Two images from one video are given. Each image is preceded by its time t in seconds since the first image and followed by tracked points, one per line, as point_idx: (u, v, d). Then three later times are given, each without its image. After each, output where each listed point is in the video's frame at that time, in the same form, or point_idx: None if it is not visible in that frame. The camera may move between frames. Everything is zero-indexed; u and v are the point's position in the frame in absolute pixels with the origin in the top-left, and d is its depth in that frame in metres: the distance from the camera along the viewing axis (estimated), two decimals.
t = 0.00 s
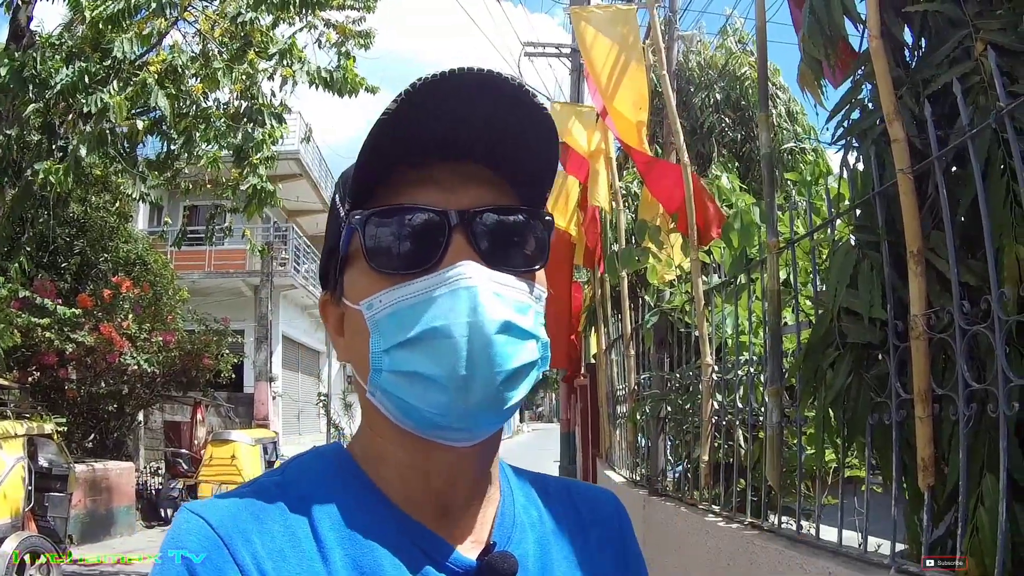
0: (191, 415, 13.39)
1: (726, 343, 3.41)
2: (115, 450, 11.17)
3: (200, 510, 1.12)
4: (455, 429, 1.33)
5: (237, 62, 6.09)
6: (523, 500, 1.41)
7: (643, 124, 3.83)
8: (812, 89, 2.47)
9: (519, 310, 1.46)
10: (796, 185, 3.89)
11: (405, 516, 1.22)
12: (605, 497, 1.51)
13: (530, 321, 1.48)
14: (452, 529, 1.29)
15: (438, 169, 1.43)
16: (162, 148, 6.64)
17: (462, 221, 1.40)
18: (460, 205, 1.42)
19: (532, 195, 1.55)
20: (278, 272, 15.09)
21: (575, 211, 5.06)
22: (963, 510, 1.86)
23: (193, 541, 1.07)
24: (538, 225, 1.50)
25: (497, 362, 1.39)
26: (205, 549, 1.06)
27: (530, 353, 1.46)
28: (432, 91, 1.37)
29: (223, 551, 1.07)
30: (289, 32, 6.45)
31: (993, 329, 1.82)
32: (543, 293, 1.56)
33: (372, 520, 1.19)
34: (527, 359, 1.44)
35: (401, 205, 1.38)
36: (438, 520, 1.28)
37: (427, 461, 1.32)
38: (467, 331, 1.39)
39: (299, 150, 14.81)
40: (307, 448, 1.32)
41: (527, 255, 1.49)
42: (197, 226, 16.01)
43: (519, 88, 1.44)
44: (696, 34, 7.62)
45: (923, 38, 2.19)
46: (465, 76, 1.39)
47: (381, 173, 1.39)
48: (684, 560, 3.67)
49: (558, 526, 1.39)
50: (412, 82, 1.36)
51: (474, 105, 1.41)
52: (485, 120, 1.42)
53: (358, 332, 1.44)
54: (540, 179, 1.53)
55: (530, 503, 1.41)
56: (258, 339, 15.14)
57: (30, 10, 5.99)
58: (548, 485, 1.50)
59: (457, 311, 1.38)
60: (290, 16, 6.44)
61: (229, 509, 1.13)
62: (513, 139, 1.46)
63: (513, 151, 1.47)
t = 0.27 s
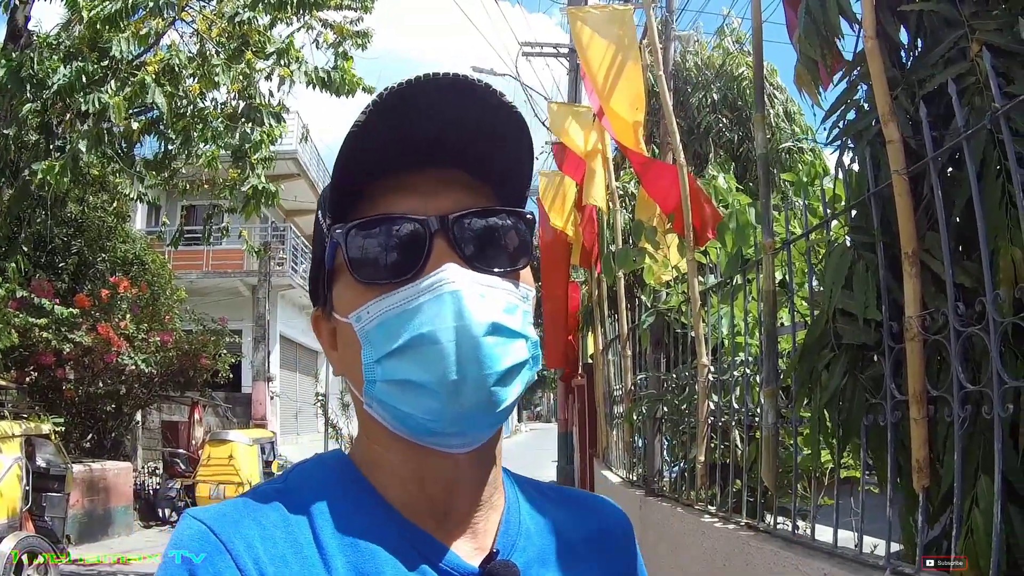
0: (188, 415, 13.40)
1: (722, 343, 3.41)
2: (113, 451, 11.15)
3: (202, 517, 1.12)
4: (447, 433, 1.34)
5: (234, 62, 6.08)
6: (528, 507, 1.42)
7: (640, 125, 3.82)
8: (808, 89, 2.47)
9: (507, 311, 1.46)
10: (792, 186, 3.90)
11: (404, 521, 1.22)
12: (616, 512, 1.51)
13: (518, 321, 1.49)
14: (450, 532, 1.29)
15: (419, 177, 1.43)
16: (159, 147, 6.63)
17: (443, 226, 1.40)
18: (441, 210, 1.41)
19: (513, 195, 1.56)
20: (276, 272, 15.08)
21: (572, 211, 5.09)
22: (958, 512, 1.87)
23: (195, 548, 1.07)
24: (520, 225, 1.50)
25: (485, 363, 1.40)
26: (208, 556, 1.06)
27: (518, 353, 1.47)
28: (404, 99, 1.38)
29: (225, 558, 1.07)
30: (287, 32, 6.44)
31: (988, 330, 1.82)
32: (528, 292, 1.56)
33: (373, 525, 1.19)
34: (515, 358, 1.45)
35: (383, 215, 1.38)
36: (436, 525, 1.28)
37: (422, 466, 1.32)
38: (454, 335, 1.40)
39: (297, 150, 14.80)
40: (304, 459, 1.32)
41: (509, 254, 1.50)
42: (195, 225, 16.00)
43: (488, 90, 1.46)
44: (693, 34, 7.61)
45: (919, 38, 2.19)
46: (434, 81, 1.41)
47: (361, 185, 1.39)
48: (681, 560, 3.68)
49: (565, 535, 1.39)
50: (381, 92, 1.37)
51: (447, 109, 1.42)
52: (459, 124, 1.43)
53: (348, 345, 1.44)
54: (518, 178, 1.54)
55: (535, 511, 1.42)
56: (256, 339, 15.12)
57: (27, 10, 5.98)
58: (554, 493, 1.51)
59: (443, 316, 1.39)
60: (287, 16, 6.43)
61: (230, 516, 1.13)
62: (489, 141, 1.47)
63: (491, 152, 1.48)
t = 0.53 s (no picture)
0: (186, 415, 13.40)
1: (719, 344, 3.42)
2: (111, 450, 11.14)
3: (222, 515, 1.10)
4: (469, 441, 1.35)
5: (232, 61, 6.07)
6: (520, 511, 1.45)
7: (638, 125, 3.83)
8: (807, 89, 2.47)
9: (528, 324, 1.48)
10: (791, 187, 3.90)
11: (420, 526, 1.23)
12: (601, 530, 1.50)
13: (538, 335, 1.50)
14: (463, 538, 1.30)
15: (446, 190, 1.43)
16: (157, 147, 6.62)
17: (469, 239, 1.41)
18: (466, 223, 1.42)
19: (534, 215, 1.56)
20: (274, 272, 15.07)
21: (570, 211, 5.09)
22: (956, 514, 1.87)
23: (219, 547, 1.05)
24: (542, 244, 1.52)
25: (508, 374, 1.41)
26: (232, 556, 1.05)
27: (538, 365, 1.48)
28: (439, 113, 1.37)
29: (250, 558, 1.06)
30: (285, 33, 6.44)
31: (986, 332, 1.82)
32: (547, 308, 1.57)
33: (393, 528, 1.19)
34: (537, 370, 1.46)
35: (410, 224, 1.38)
36: (449, 529, 1.29)
37: (438, 471, 1.32)
38: (479, 345, 1.41)
39: (295, 150, 14.79)
40: (319, 458, 1.31)
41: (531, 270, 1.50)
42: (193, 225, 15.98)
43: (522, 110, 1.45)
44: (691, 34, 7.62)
45: (916, 39, 2.19)
46: (471, 98, 1.40)
47: (389, 195, 1.38)
48: (678, 560, 3.68)
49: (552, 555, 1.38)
50: (419, 103, 1.37)
51: (480, 126, 1.42)
52: (490, 141, 1.43)
53: (368, 350, 1.43)
54: (543, 200, 1.54)
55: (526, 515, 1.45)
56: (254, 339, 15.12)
57: (25, 10, 5.98)
58: (540, 499, 1.54)
59: (469, 326, 1.39)
60: (286, 17, 6.43)
61: (250, 514, 1.11)
62: (518, 162, 1.47)
63: (519, 172, 1.48)
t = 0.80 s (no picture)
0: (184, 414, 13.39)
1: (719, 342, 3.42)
2: (109, 449, 11.12)
3: (214, 514, 1.11)
4: (470, 439, 1.34)
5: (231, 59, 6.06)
6: (519, 506, 1.44)
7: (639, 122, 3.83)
8: (807, 84, 2.47)
9: (530, 322, 1.47)
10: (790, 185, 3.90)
11: (416, 523, 1.22)
12: (596, 516, 1.51)
13: (539, 334, 1.50)
14: (460, 535, 1.30)
15: (450, 186, 1.43)
16: (155, 146, 6.61)
17: (472, 237, 1.41)
18: (470, 221, 1.42)
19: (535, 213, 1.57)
20: (272, 271, 15.06)
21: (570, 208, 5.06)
22: (959, 513, 1.87)
23: (210, 545, 1.05)
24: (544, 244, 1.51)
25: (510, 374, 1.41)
26: (224, 553, 1.05)
27: (539, 364, 1.48)
28: (444, 112, 1.36)
29: (242, 555, 1.06)
30: (283, 31, 6.43)
31: (988, 328, 1.82)
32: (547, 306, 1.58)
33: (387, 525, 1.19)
34: (539, 369, 1.46)
35: (414, 221, 1.37)
36: (445, 525, 1.29)
37: (433, 469, 1.32)
38: (482, 343, 1.40)
39: (293, 148, 14.79)
40: (318, 455, 1.31)
41: (532, 268, 1.50)
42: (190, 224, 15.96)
43: (529, 108, 1.44)
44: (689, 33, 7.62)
45: (917, 33, 2.19)
46: (477, 96, 1.39)
47: (392, 191, 1.38)
48: (677, 559, 3.68)
49: (550, 544, 1.39)
50: (431, 100, 1.35)
51: (486, 126, 1.40)
52: (495, 141, 1.42)
53: (370, 344, 1.42)
54: (545, 199, 1.54)
55: (526, 510, 1.44)
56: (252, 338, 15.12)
57: (23, 7, 5.96)
58: (540, 492, 1.53)
59: (473, 324, 1.39)
60: (284, 15, 6.42)
61: (243, 512, 1.12)
62: (524, 161, 1.47)
63: (524, 171, 1.48)
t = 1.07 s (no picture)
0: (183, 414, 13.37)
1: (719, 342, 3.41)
2: (107, 450, 11.11)
3: (205, 513, 1.11)
4: (449, 433, 1.34)
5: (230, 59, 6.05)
6: (525, 500, 1.43)
7: (638, 121, 3.84)
8: (808, 82, 2.48)
9: (508, 312, 1.46)
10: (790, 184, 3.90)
11: (403, 520, 1.22)
12: (607, 511, 1.51)
13: (520, 322, 1.48)
14: (452, 528, 1.29)
15: (423, 178, 1.44)
16: (155, 146, 6.60)
17: (446, 228, 1.40)
18: (444, 213, 1.42)
19: (516, 198, 1.56)
20: (271, 271, 15.06)
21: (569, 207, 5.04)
22: (961, 513, 1.87)
23: (199, 543, 1.06)
24: (524, 227, 1.50)
25: (488, 365, 1.40)
26: (212, 551, 1.05)
27: (520, 354, 1.46)
28: (409, 103, 1.37)
29: (230, 552, 1.06)
30: (283, 30, 6.44)
31: (990, 327, 1.82)
32: (531, 293, 1.56)
33: (374, 522, 1.19)
34: (519, 358, 1.45)
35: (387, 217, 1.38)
36: (438, 521, 1.28)
37: (421, 465, 1.32)
38: (458, 337, 1.39)
39: (293, 148, 14.79)
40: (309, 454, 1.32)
41: (512, 256, 1.49)
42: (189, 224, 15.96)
43: (495, 95, 1.45)
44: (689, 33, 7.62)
45: (918, 31, 2.20)
46: (441, 86, 1.40)
47: (364, 187, 1.39)
48: (677, 559, 3.68)
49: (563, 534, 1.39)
50: (388, 95, 1.36)
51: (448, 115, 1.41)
52: (464, 129, 1.43)
53: (351, 342, 1.43)
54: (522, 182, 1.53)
55: (533, 505, 1.43)
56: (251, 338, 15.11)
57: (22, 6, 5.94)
58: (550, 489, 1.52)
59: (446, 318, 1.38)
60: (283, 14, 6.43)
61: (232, 510, 1.12)
62: (493, 146, 1.46)
63: (495, 156, 1.47)
